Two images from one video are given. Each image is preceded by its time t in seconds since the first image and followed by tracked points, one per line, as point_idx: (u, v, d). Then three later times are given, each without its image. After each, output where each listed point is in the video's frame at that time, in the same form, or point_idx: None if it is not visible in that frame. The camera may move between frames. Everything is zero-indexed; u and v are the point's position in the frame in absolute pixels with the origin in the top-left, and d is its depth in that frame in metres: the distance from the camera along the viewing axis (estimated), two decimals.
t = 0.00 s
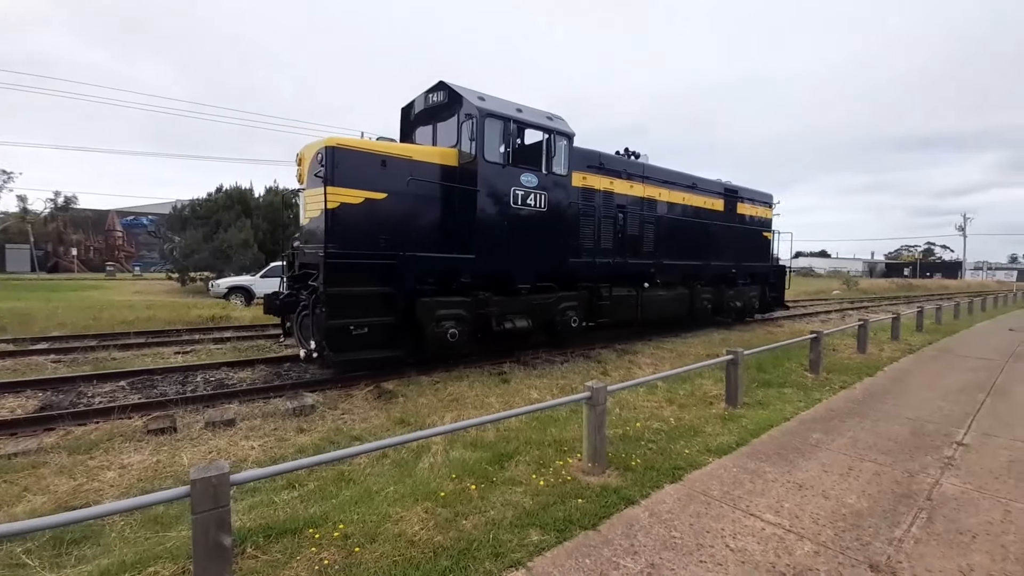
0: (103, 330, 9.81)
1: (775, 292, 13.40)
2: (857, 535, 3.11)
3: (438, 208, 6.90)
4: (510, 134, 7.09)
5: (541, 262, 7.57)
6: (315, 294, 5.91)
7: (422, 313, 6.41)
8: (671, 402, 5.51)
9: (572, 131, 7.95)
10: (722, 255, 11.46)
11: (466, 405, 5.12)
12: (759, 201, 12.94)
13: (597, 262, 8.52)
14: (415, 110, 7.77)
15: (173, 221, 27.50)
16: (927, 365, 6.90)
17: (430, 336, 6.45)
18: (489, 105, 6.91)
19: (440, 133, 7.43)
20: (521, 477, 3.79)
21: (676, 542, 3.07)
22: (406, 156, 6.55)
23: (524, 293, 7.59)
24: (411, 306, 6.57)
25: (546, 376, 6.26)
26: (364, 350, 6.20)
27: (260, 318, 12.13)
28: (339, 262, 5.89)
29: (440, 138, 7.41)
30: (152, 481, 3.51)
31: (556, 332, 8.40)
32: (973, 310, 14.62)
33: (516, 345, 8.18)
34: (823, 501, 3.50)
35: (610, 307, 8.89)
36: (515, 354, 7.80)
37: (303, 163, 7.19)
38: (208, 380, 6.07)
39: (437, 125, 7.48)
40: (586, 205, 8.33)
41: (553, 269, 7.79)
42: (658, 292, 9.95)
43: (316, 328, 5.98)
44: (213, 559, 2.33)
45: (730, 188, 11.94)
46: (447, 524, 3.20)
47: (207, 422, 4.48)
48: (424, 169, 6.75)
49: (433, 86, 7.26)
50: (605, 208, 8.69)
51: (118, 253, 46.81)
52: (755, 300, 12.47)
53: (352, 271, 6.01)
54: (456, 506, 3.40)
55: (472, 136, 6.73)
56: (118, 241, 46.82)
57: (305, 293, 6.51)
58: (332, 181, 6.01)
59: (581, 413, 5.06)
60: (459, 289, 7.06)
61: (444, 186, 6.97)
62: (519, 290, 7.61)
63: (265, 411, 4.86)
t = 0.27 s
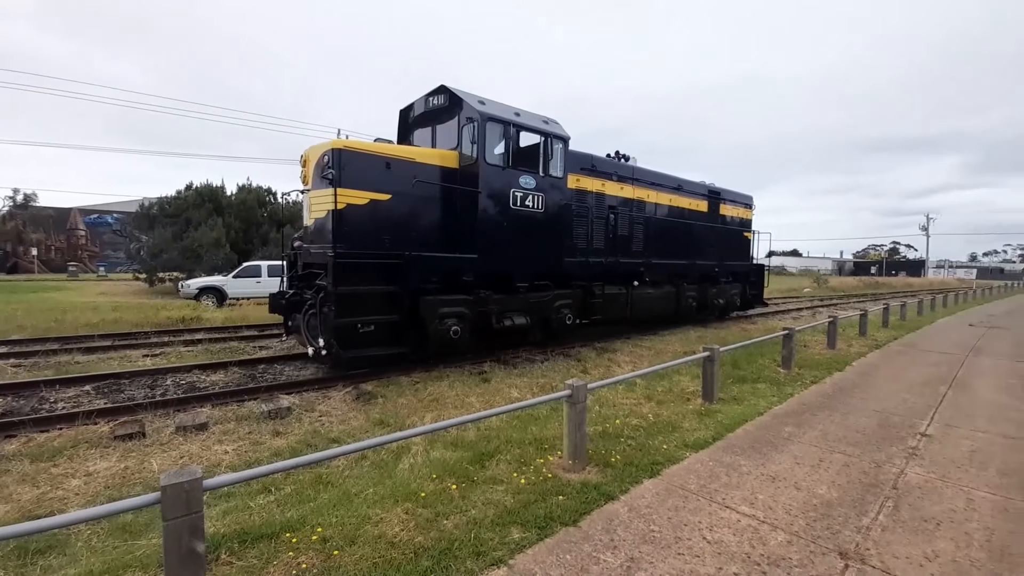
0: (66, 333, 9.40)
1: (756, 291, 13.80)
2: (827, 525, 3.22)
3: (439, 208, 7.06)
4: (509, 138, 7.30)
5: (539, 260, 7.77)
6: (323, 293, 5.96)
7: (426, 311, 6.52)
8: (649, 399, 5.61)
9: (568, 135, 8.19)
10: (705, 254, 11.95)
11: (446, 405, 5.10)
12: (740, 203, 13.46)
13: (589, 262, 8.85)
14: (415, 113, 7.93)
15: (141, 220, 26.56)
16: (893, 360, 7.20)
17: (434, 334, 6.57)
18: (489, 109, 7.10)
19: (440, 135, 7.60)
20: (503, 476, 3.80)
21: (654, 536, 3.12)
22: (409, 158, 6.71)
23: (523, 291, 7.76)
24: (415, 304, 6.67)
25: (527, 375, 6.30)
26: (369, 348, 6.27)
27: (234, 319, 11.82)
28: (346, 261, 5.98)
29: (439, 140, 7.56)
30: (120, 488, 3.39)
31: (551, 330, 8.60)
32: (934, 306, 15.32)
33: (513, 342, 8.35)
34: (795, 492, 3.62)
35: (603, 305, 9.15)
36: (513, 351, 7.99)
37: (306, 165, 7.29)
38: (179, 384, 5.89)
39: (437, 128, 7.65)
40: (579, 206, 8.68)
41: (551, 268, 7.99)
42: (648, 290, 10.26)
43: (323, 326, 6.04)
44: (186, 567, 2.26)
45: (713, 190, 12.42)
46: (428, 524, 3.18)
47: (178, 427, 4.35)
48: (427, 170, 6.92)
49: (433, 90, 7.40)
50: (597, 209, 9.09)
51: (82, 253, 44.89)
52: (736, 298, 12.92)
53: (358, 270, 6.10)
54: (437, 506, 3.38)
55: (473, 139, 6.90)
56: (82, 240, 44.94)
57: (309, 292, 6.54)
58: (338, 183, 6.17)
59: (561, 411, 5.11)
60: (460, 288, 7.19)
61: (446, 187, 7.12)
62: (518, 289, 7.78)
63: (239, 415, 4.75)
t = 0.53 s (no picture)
0: (24, 334, 8.95)
1: (736, 289, 14.20)
2: (799, 515, 3.34)
3: (441, 208, 7.36)
4: (508, 142, 7.65)
5: (536, 260, 8.13)
6: (333, 291, 6.26)
7: (430, 308, 6.85)
8: (628, 396, 5.69)
9: (562, 138, 8.55)
10: (690, 253, 12.28)
11: (426, 404, 5.08)
12: (724, 204, 13.86)
13: (582, 261, 9.14)
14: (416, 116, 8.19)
15: (104, 215, 25.46)
16: (860, 355, 7.51)
17: (437, 330, 6.90)
18: (489, 113, 7.40)
19: (441, 138, 7.87)
20: (484, 475, 3.80)
21: (634, 530, 3.18)
22: (414, 160, 7.00)
23: (521, 289, 8.14)
24: (420, 301, 7.01)
25: (507, 374, 6.31)
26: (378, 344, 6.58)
27: (205, 319, 11.46)
28: (355, 260, 6.27)
29: (441, 142, 7.87)
30: (86, 495, 3.26)
31: (546, 326, 9.01)
32: (898, 303, 16.02)
33: (511, 337, 8.74)
34: (768, 484, 3.74)
35: (594, 302, 9.57)
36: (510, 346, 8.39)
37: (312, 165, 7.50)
38: (148, 387, 5.68)
39: (438, 130, 7.93)
40: (572, 207, 8.97)
41: (545, 267, 8.35)
42: (637, 288, 10.69)
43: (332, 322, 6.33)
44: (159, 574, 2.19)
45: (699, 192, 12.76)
46: (409, 525, 3.16)
47: (147, 431, 4.20)
48: (430, 172, 7.21)
49: (436, 94, 7.71)
50: (589, 210, 9.37)
51: (40, 251, 42.76)
52: (719, 297, 13.35)
53: (366, 269, 6.41)
54: (418, 506, 3.36)
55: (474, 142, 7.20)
56: (41, 237, 42.87)
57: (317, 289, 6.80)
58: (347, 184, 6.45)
59: (542, 409, 5.13)
60: (462, 285, 7.53)
61: (448, 188, 7.41)
62: (515, 287, 8.16)
63: (211, 417, 4.63)
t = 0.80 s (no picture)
0: None
1: (717, 287, 14.53)
2: (775, 510, 3.43)
3: (439, 209, 7.52)
4: (504, 144, 7.80)
5: (530, 259, 8.38)
6: (337, 288, 6.39)
7: (429, 306, 7.03)
8: (606, 394, 5.78)
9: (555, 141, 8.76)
10: (675, 253, 12.51)
11: (406, 405, 5.09)
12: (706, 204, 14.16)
13: (573, 260, 9.35)
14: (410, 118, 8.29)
15: (73, 213, 24.71)
16: (831, 352, 7.75)
17: (437, 327, 7.07)
18: (485, 116, 7.56)
19: (436, 139, 7.99)
20: (464, 474, 3.83)
21: (613, 527, 3.23)
22: (413, 161, 7.14)
23: (516, 287, 8.37)
24: (420, 299, 7.18)
25: (486, 373, 6.35)
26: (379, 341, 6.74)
27: (178, 319, 11.23)
28: (358, 259, 6.42)
29: (436, 143, 7.95)
30: (59, 498, 3.19)
31: (539, 323, 9.25)
32: (869, 301, 16.58)
33: (505, 335, 8.96)
34: (745, 480, 3.83)
35: (585, 300, 9.79)
36: (504, 343, 8.57)
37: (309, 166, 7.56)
38: (120, 388, 5.56)
39: (433, 132, 8.04)
40: (562, 207, 9.14)
41: (539, 265, 8.57)
42: (626, 286, 10.92)
43: (335, 319, 6.46)
44: None
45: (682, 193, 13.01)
46: (389, 524, 3.16)
47: (121, 433, 4.14)
48: (429, 173, 7.36)
49: (431, 96, 7.78)
50: (578, 210, 9.53)
51: (7, 249, 41.34)
52: (701, 295, 13.67)
53: (368, 267, 6.56)
54: (398, 506, 3.37)
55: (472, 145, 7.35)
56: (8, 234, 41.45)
57: (319, 288, 6.91)
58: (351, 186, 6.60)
59: (521, 408, 5.18)
60: (459, 284, 7.71)
61: (446, 188, 7.53)
62: (510, 285, 8.38)
63: (187, 419, 4.60)
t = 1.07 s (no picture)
0: None
1: (700, 286, 14.86)
2: (746, 503, 3.51)
3: (439, 212, 7.66)
4: (502, 150, 7.96)
5: (526, 260, 8.60)
6: (343, 289, 6.48)
7: (430, 306, 7.15)
8: (585, 393, 5.85)
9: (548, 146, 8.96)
10: (659, 254, 12.71)
11: (385, 407, 5.11)
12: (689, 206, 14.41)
13: (564, 260, 9.57)
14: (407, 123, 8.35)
15: (43, 215, 24.02)
16: (806, 349, 7.95)
17: (438, 326, 7.19)
18: (482, 123, 7.71)
19: (433, 144, 8.10)
20: (442, 474, 3.85)
21: (589, 523, 3.28)
22: (414, 167, 7.30)
23: (512, 287, 8.54)
24: (421, 299, 7.30)
25: (467, 374, 6.38)
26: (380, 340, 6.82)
27: (154, 323, 11.03)
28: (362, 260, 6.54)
29: (433, 149, 8.06)
30: (27, 505, 3.14)
31: (533, 323, 9.43)
32: (844, 299, 17.05)
33: (500, 335, 9.10)
34: (718, 475, 3.91)
35: (576, 299, 10.05)
36: (501, 343, 8.72)
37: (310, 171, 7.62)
38: (91, 394, 5.45)
39: (430, 137, 8.14)
40: (554, 209, 9.35)
41: (534, 265, 8.79)
42: (614, 285, 11.19)
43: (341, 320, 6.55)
44: None
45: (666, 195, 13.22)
46: (365, 526, 3.17)
47: (91, 439, 4.08)
48: (429, 178, 7.51)
49: (431, 104, 7.82)
50: (569, 212, 9.70)
51: None
52: (685, 294, 13.98)
53: (372, 269, 6.68)
54: (375, 507, 3.37)
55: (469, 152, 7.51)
56: None
57: (323, 289, 6.97)
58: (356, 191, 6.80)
59: (500, 407, 5.22)
60: (457, 284, 7.85)
61: (444, 193, 7.61)
62: (506, 285, 8.54)
63: (158, 425, 4.58)
